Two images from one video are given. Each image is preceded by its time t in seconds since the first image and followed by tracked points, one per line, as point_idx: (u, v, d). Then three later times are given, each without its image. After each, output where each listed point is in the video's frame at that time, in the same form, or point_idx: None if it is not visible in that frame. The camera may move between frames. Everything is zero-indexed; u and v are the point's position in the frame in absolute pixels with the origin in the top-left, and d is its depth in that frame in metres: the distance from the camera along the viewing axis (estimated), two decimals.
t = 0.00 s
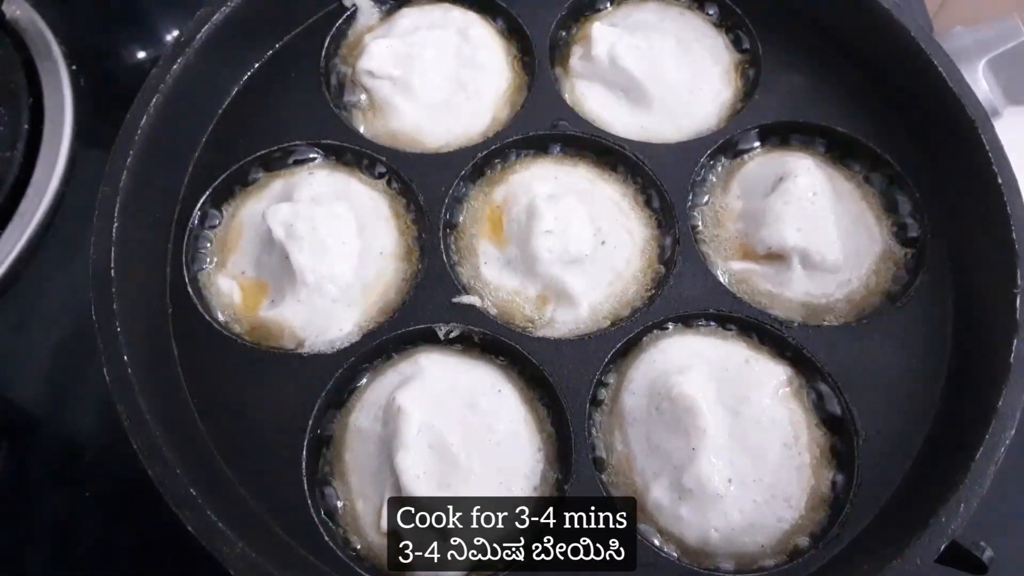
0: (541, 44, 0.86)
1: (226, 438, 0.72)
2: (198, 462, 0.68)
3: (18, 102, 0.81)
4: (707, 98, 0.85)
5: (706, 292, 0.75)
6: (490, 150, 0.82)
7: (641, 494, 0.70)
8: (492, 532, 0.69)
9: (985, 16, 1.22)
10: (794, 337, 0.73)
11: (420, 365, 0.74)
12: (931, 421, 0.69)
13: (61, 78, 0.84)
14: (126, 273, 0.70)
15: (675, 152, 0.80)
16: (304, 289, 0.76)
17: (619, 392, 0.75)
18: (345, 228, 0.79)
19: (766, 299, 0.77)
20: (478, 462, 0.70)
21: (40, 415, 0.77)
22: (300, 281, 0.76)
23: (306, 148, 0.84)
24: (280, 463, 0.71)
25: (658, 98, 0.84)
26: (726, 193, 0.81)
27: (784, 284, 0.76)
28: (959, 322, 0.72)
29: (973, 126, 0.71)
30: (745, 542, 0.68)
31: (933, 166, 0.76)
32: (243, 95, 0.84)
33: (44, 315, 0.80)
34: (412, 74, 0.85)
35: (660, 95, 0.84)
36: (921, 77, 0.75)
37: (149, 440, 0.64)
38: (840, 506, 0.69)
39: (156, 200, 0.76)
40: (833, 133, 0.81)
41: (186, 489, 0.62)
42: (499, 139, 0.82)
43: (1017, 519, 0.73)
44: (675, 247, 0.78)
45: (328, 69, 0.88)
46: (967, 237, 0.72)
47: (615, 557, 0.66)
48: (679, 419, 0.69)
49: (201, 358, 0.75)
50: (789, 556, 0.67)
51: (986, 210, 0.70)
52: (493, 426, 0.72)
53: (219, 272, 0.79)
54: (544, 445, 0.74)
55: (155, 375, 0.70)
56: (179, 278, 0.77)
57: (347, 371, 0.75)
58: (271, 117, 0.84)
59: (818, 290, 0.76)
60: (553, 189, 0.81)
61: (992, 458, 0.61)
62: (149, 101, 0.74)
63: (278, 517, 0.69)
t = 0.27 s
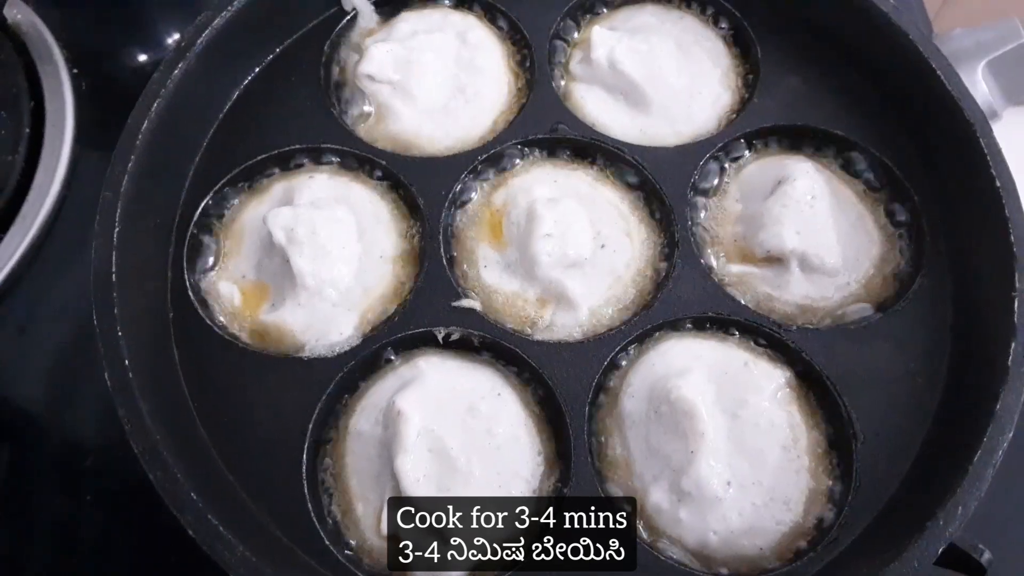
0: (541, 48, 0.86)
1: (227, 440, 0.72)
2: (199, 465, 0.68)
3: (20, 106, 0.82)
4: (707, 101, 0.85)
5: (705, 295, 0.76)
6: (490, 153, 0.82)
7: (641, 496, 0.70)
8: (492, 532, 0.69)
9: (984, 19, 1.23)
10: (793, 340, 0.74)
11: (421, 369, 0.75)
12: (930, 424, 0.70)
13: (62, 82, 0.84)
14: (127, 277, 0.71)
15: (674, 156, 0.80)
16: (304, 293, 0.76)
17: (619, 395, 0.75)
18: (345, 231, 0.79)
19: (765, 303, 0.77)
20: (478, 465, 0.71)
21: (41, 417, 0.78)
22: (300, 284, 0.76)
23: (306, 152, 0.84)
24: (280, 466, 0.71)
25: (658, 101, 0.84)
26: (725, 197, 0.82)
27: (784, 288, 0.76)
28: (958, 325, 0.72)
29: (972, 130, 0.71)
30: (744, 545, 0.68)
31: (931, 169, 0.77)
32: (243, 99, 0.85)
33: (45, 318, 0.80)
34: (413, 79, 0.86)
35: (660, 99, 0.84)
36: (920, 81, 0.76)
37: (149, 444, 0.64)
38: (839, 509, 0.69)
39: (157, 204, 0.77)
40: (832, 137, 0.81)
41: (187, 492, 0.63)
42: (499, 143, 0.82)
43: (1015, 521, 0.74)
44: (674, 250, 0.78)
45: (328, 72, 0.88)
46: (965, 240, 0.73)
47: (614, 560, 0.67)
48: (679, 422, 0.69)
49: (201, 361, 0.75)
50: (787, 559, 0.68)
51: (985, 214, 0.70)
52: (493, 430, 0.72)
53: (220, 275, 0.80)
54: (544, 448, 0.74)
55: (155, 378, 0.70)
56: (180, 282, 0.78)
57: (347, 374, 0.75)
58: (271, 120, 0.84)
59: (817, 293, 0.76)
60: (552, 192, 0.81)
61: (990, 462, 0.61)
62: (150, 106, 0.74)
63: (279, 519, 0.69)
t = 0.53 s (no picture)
0: (539, 51, 0.86)
1: (226, 444, 0.72)
2: (198, 469, 0.68)
3: (20, 110, 0.82)
4: (705, 105, 0.85)
5: (703, 298, 0.76)
6: (489, 157, 0.82)
7: (640, 499, 0.70)
8: (492, 533, 0.70)
9: (981, 23, 1.23)
10: (791, 343, 0.74)
11: (420, 373, 0.75)
12: (929, 427, 0.70)
13: (62, 87, 0.85)
14: (127, 281, 0.71)
15: (672, 159, 0.81)
16: (303, 297, 0.77)
17: (618, 398, 0.75)
18: (344, 236, 0.79)
19: (764, 306, 0.77)
20: (477, 468, 0.71)
21: (41, 420, 0.78)
22: (300, 289, 0.76)
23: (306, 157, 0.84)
24: (280, 469, 0.71)
25: (656, 104, 0.85)
26: (724, 200, 0.82)
27: (782, 291, 0.77)
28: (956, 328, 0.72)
29: (969, 134, 0.71)
30: (743, 548, 0.68)
31: (929, 172, 0.77)
32: (243, 103, 0.85)
33: (45, 321, 0.80)
34: (412, 82, 0.86)
35: (658, 103, 0.85)
36: (918, 84, 0.76)
37: (149, 448, 0.64)
38: (838, 512, 0.69)
39: (156, 208, 0.77)
40: (830, 140, 0.81)
41: (186, 496, 0.63)
42: (497, 147, 0.82)
43: (1014, 523, 0.74)
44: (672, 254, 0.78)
45: (328, 76, 0.88)
46: (963, 243, 0.73)
47: (613, 563, 0.67)
48: (677, 425, 0.70)
49: (201, 365, 0.75)
50: (786, 562, 0.68)
51: (982, 217, 0.70)
52: (492, 433, 0.72)
53: (219, 279, 0.80)
54: (543, 450, 0.75)
55: (155, 382, 0.70)
56: (180, 285, 0.78)
57: (347, 378, 0.75)
58: (271, 124, 0.84)
59: (815, 296, 0.77)
60: (551, 196, 0.81)
61: (988, 465, 0.61)
62: (149, 111, 0.74)
63: (278, 523, 0.69)
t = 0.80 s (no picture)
0: (539, 52, 0.86)
1: (226, 444, 0.72)
2: (198, 469, 0.68)
3: (20, 111, 0.82)
4: (705, 105, 0.85)
5: (704, 298, 0.76)
6: (489, 157, 0.82)
7: (641, 499, 0.70)
8: (492, 533, 0.69)
9: (982, 22, 1.23)
10: (792, 343, 0.74)
11: (421, 372, 0.75)
12: (929, 426, 0.70)
13: (62, 86, 0.85)
14: (127, 282, 0.71)
15: (673, 159, 0.81)
16: (303, 297, 0.77)
17: (619, 398, 0.75)
18: (344, 236, 0.79)
19: (764, 305, 0.77)
20: (478, 468, 0.71)
21: (41, 420, 0.78)
22: (300, 289, 0.76)
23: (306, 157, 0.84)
24: (280, 469, 0.71)
25: (656, 105, 0.85)
26: (724, 200, 0.82)
27: (783, 291, 0.77)
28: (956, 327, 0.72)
29: (969, 133, 0.71)
30: (744, 548, 0.68)
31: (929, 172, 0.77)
32: (243, 103, 0.85)
33: (45, 320, 0.80)
34: (412, 83, 0.86)
35: (658, 102, 0.85)
36: (918, 84, 0.76)
37: (149, 449, 0.64)
38: (839, 512, 0.69)
39: (156, 208, 0.77)
40: (830, 140, 0.81)
41: (186, 497, 0.63)
42: (498, 147, 0.82)
43: (1014, 523, 0.74)
44: (673, 254, 0.78)
45: (327, 76, 0.88)
46: (963, 243, 0.73)
47: (614, 563, 0.67)
48: (678, 425, 0.70)
49: (201, 365, 0.75)
50: (787, 561, 0.68)
51: (982, 217, 0.70)
52: (492, 433, 0.72)
53: (219, 280, 0.80)
54: (544, 450, 0.74)
55: (155, 382, 0.70)
56: (180, 286, 0.78)
57: (347, 379, 0.75)
58: (271, 125, 0.84)
59: (815, 295, 0.77)
60: (551, 196, 0.81)
61: (988, 464, 0.61)
62: (149, 112, 0.74)
63: (279, 523, 0.69)
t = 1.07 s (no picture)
0: (538, 49, 0.86)
1: (225, 443, 0.72)
2: (196, 468, 0.68)
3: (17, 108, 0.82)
4: (705, 102, 0.85)
5: (703, 296, 0.76)
6: (487, 155, 0.82)
7: (640, 498, 0.70)
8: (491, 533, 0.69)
9: (983, 19, 1.23)
10: (791, 341, 0.73)
11: (420, 370, 0.74)
12: (929, 425, 0.70)
13: (60, 85, 0.84)
14: (124, 280, 0.70)
15: (672, 157, 0.80)
16: (302, 295, 0.76)
17: (619, 397, 0.75)
18: (343, 233, 0.79)
19: (763, 304, 0.77)
20: (477, 467, 0.70)
21: (39, 418, 0.78)
22: (298, 286, 0.76)
23: (304, 154, 0.84)
24: (278, 468, 0.71)
25: (656, 102, 0.84)
26: (725, 198, 0.81)
27: (784, 289, 0.76)
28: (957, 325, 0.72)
29: (970, 131, 0.71)
30: (744, 547, 0.68)
31: (931, 170, 0.76)
32: (241, 100, 0.85)
33: (43, 318, 0.80)
34: (411, 79, 0.85)
35: (658, 100, 0.84)
36: (918, 81, 0.75)
37: (147, 447, 0.64)
38: (839, 510, 0.69)
39: (154, 206, 0.76)
40: (831, 137, 0.81)
41: (184, 495, 0.62)
42: (496, 144, 0.82)
43: (1015, 521, 0.73)
44: (672, 251, 0.78)
45: (326, 73, 0.88)
46: (963, 241, 0.73)
47: (613, 562, 0.67)
48: (677, 423, 0.69)
49: (199, 363, 0.75)
50: (787, 561, 0.68)
51: (983, 215, 0.70)
52: (491, 431, 0.72)
53: (217, 277, 0.80)
54: (543, 449, 0.74)
55: (153, 381, 0.70)
56: (178, 283, 0.77)
57: (346, 377, 0.75)
58: (269, 122, 0.84)
59: (815, 294, 0.76)
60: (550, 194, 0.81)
61: (987, 464, 0.61)
62: (147, 108, 0.74)
63: (277, 521, 0.69)
